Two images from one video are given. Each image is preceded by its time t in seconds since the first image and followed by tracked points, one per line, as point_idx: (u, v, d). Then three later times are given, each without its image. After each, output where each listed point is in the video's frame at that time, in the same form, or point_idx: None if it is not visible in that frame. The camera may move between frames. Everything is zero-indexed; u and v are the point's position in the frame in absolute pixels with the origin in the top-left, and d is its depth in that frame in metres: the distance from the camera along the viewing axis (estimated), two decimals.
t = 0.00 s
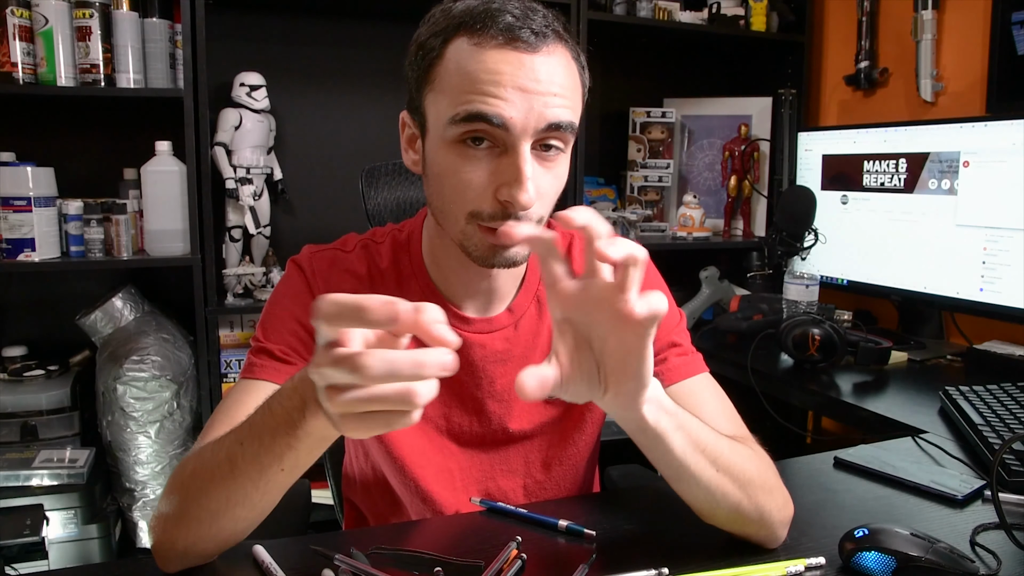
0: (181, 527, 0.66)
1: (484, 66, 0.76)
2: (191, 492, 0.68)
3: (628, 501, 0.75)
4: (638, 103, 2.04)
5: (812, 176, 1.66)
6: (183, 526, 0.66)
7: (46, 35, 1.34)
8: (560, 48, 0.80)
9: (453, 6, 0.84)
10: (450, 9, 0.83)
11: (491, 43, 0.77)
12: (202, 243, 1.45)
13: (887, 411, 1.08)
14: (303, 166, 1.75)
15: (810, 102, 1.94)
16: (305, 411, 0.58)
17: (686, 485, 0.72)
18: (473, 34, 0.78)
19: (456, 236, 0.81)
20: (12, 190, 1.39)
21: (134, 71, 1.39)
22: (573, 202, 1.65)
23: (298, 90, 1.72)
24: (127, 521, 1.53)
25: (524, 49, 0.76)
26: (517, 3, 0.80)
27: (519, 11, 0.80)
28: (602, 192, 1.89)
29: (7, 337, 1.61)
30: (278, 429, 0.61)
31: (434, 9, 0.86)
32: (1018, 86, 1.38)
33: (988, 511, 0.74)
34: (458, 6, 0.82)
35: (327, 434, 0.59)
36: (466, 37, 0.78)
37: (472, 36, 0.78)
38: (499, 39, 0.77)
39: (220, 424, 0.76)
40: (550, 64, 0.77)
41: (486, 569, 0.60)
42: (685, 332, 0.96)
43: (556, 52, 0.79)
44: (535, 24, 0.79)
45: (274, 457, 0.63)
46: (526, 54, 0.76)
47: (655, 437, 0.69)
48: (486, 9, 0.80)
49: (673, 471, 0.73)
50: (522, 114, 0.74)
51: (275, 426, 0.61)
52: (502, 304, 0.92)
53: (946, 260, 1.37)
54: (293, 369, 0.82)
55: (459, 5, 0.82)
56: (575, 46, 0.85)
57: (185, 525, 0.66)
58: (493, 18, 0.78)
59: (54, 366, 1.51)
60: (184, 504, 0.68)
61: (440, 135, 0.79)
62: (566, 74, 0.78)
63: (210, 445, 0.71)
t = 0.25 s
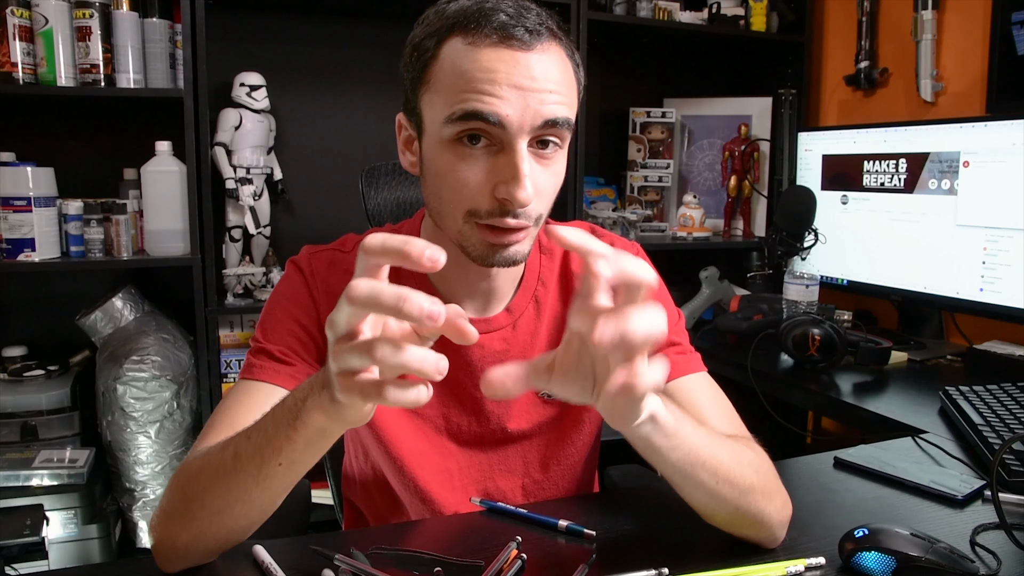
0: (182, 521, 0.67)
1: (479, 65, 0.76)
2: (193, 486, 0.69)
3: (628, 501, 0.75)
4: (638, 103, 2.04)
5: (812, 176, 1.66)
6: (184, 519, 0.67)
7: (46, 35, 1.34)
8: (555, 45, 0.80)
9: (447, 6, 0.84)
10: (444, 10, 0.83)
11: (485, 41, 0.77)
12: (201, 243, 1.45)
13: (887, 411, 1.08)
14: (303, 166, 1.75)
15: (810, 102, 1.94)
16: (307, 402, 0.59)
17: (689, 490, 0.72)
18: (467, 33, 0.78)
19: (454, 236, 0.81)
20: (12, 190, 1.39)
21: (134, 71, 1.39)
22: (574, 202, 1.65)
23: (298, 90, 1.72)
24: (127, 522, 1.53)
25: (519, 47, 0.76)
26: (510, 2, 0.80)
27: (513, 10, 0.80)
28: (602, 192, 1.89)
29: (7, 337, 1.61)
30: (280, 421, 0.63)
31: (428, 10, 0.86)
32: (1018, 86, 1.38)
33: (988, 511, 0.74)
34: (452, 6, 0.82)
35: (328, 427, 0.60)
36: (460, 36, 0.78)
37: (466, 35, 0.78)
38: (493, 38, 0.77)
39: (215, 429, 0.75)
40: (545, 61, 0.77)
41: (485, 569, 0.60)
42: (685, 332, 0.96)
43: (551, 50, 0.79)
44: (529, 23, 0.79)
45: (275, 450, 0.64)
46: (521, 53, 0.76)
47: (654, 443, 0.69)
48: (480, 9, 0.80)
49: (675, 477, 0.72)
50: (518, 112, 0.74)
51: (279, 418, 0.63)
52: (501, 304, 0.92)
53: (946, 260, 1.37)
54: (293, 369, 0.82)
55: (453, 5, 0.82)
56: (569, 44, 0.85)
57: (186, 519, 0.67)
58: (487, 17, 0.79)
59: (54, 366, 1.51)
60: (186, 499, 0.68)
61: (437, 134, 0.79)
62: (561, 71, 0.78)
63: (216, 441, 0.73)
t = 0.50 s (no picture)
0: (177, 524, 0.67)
1: (474, 61, 0.76)
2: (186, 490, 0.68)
3: (628, 501, 0.75)
4: (638, 103, 2.04)
5: (812, 176, 1.66)
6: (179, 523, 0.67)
7: (46, 35, 1.34)
8: (550, 40, 0.80)
9: (442, 4, 0.84)
10: (439, 7, 0.83)
11: (480, 37, 0.77)
12: (201, 243, 1.45)
13: (887, 411, 1.08)
14: (303, 166, 1.75)
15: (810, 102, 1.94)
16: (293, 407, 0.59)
17: (698, 480, 0.72)
18: (462, 29, 0.78)
19: (451, 234, 0.80)
20: (12, 190, 1.39)
21: (134, 71, 1.39)
22: (574, 202, 1.65)
23: (298, 90, 1.72)
24: (127, 522, 1.53)
25: (514, 43, 0.76)
26: None
27: (508, 6, 0.80)
28: (602, 192, 1.89)
29: (7, 337, 1.61)
30: (268, 426, 0.62)
31: (423, 8, 0.86)
32: (1017, 86, 1.38)
33: (988, 511, 0.74)
34: (446, 3, 0.82)
35: (313, 430, 0.59)
36: (455, 33, 0.78)
37: (460, 31, 0.78)
38: (488, 34, 0.77)
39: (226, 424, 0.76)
40: (541, 57, 0.77)
41: (486, 569, 0.60)
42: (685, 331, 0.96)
43: (546, 45, 0.79)
44: (523, 18, 0.79)
45: (263, 455, 0.64)
46: (516, 48, 0.76)
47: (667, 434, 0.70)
48: (475, 5, 0.80)
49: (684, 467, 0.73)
50: (514, 107, 0.74)
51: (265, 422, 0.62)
52: (502, 302, 0.92)
53: (946, 260, 1.37)
54: (292, 368, 0.82)
55: (448, 3, 0.82)
56: (565, 40, 0.86)
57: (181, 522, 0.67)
58: (482, 14, 0.79)
59: (54, 366, 1.51)
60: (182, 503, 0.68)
61: (433, 131, 0.79)
62: (557, 65, 0.78)
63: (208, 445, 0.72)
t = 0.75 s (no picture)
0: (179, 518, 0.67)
1: (474, 70, 0.76)
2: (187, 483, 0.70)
3: (628, 501, 0.75)
4: (638, 103, 2.04)
5: (812, 176, 1.66)
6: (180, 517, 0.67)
7: (46, 35, 1.34)
8: (553, 51, 0.79)
9: (445, 9, 0.84)
10: (442, 12, 0.83)
11: (480, 46, 0.77)
12: (201, 243, 1.45)
13: (887, 411, 1.08)
14: (303, 166, 1.75)
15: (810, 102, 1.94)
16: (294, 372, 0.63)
17: (698, 477, 0.73)
18: (464, 37, 0.78)
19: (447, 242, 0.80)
20: (12, 190, 1.39)
21: (134, 71, 1.39)
22: (574, 202, 1.65)
23: (298, 90, 1.72)
24: (127, 522, 1.53)
25: (514, 53, 0.76)
26: (508, 8, 0.80)
27: (511, 14, 0.80)
28: (602, 192, 1.89)
29: (7, 337, 1.61)
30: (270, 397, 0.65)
31: (427, 11, 0.86)
32: (1018, 86, 1.38)
33: (988, 511, 0.74)
34: (450, 9, 0.82)
35: (314, 396, 0.62)
36: (457, 40, 0.79)
37: (462, 39, 0.78)
38: (490, 44, 0.77)
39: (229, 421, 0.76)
40: (541, 67, 0.77)
41: (486, 569, 0.60)
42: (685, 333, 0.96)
43: (548, 56, 0.78)
44: (526, 28, 0.79)
45: (264, 424, 0.66)
46: (516, 58, 0.76)
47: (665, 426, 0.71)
48: (478, 13, 0.80)
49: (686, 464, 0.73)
50: (512, 117, 0.74)
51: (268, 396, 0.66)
52: (502, 303, 0.92)
53: (947, 260, 1.37)
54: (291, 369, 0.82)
55: (451, 8, 0.82)
56: (569, 50, 0.85)
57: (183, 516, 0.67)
58: (484, 22, 0.79)
59: (54, 366, 1.51)
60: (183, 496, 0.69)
61: (431, 138, 0.79)
62: (558, 76, 0.78)
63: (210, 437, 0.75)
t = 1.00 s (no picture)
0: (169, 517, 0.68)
1: (474, 65, 0.76)
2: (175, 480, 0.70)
3: (628, 501, 0.75)
4: (638, 103, 2.04)
5: (812, 176, 1.66)
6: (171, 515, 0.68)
7: (46, 35, 1.34)
8: (553, 49, 0.80)
9: (445, 6, 0.84)
10: (443, 10, 0.83)
11: (482, 43, 0.77)
12: (201, 243, 1.45)
13: (887, 411, 1.09)
14: (303, 166, 1.75)
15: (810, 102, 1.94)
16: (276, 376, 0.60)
17: (694, 483, 0.72)
18: (465, 34, 0.78)
19: (446, 237, 0.80)
20: (12, 190, 1.39)
21: (134, 71, 1.39)
22: (574, 202, 1.65)
23: (299, 90, 1.72)
24: (127, 522, 1.53)
25: (515, 50, 0.76)
26: (509, 5, 0.80)
27: (512, 12, 0.80)
28: (602, 192, 1.89)
29: (7, 337, 1.61)
30: (255, 398, 0.63)
31: (427, 9, 0.86)
32: (1018, 86, 1.38)
33: (988, 511, 0.74)
34: (450, 6, 0.82)
35: (301, 399, 0.61)
36: (458, 37, 0.79)
37: (463, 36, 0.78)
38: (490, 40, 0.77)
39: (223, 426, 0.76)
40: (541, 64, 0.77)
41: (486, 569, 0.60)
42: (684, 332, 0.96)
43: (549, 54, 0.79)
44: (527, 26, 0.79)
45: (252, 429, 0.64)
46: (518, 55, 0.76)
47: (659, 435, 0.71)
48: (479, 10, 0.80)
49: (682, 470, 0.73)
50: (512, 113, 0.74)
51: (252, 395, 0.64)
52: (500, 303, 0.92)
53: (947, 260, 1.37)
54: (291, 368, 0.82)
55: (452, 5, 0.82)
56: (569, 49, 0.86)
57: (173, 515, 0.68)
58: (486, 19, 0.79)
59: (54, 366, 1.51)
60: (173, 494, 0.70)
61: (431, 132, 0.79)
62: (558, 73, 0.78)
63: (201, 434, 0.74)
